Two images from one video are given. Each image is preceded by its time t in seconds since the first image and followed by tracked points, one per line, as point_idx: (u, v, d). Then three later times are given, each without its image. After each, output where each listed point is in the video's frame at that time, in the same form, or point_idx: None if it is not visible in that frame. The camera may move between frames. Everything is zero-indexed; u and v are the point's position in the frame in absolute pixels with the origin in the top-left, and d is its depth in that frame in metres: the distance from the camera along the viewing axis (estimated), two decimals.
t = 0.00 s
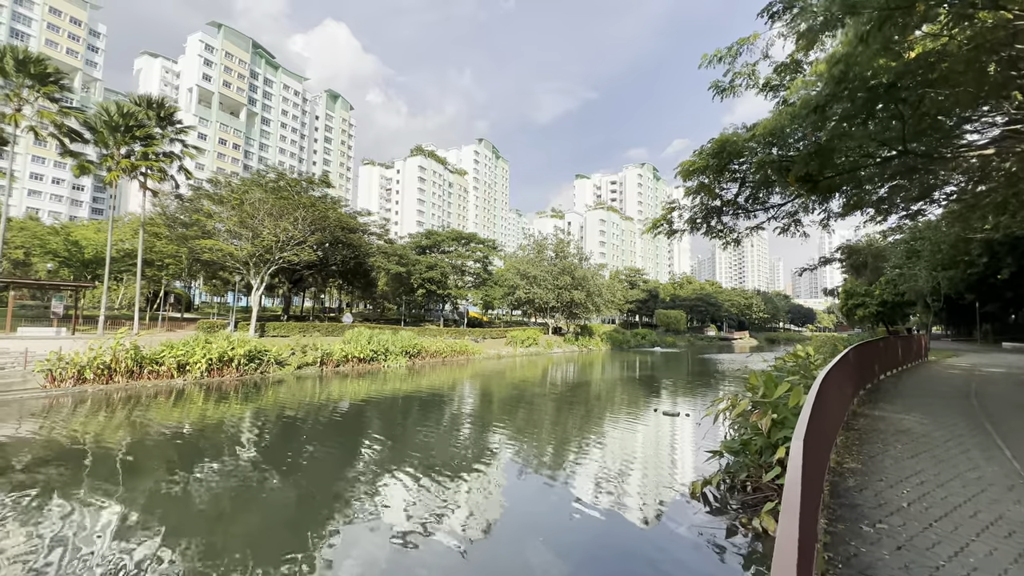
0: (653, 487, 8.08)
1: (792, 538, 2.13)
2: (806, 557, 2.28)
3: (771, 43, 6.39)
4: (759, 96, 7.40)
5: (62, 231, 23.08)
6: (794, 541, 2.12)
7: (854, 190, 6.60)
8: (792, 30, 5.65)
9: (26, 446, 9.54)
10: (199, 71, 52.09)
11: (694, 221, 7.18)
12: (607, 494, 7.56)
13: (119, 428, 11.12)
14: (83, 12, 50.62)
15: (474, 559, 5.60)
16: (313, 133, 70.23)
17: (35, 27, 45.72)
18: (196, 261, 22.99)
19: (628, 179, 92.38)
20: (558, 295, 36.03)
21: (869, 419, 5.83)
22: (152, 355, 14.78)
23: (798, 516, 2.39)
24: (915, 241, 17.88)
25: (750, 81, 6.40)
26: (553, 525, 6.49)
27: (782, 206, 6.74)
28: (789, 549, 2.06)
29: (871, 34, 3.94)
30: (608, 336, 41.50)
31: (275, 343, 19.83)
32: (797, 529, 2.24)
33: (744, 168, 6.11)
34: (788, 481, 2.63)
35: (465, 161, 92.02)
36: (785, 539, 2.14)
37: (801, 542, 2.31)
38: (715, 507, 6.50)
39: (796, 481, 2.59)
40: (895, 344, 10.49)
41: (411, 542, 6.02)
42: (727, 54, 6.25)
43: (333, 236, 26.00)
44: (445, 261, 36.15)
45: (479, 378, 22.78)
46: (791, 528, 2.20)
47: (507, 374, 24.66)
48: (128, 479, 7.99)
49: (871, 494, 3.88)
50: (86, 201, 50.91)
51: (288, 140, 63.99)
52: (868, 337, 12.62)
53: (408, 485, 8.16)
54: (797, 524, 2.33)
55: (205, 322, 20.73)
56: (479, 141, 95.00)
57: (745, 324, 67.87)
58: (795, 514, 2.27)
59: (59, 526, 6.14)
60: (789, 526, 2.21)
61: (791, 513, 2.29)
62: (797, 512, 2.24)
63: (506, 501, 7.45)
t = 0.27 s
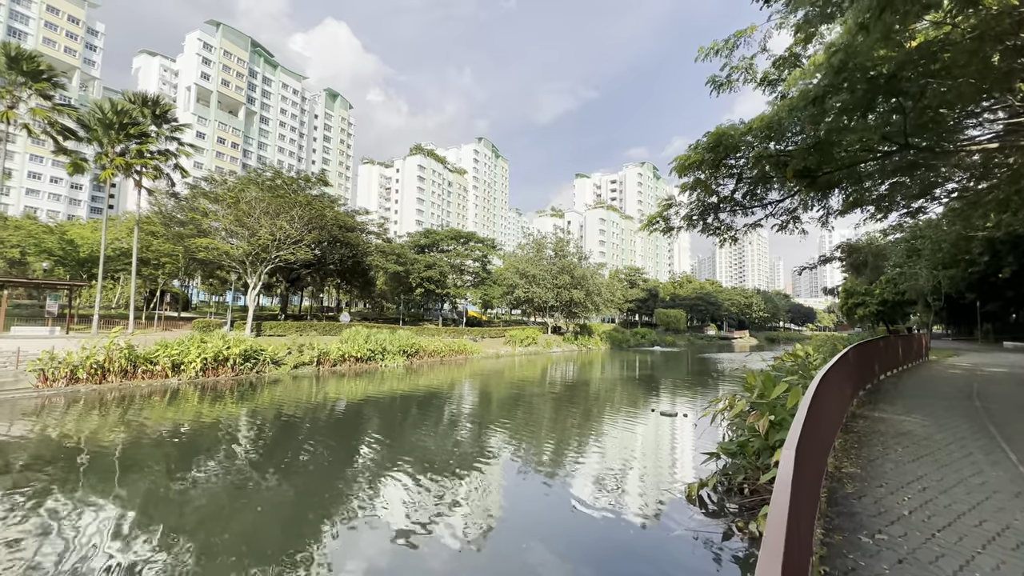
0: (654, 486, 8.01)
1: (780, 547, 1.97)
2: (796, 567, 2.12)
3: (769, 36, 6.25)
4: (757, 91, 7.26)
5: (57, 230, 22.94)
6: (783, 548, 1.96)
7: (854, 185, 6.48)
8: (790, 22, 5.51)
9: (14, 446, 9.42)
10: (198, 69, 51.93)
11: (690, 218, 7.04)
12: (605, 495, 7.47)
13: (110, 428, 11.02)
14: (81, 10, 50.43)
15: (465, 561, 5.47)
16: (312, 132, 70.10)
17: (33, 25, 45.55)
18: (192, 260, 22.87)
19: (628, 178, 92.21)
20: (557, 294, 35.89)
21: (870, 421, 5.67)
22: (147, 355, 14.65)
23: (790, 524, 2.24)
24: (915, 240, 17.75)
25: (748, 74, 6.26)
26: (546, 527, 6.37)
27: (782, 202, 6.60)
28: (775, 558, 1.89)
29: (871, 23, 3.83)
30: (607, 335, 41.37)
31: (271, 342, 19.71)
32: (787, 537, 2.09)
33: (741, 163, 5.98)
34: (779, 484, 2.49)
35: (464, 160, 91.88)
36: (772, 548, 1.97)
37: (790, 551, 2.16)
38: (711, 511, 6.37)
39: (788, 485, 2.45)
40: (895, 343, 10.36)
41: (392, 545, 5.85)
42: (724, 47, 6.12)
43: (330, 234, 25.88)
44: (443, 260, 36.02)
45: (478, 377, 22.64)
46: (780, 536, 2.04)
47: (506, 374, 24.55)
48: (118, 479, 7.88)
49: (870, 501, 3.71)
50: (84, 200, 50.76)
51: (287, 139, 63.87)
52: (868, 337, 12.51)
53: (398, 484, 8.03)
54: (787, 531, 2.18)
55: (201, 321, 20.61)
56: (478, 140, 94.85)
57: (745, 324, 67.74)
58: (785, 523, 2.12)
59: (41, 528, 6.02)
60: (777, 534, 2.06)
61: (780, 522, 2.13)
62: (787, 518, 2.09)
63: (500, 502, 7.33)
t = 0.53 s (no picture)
0: (652, 484, 7.96)
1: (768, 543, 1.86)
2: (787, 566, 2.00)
3: (765, 28, 6.13)
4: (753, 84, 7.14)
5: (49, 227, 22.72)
6: (771, 545, 1.84)
7: (852, 180, 6.35)
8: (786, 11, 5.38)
9: None
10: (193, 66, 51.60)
11: (685, 214, 6.90)
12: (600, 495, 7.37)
13: (99, 427, 10.88)
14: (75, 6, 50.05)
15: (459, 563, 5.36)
16: (309, 130, 69.81)
17: (26, 21, 45.18)
18: (186, 258, 22.69)
19: (625, 176, 92.10)
20: (554, 293, 35.78)
21: (867, 421, 5.56)
22: (138, 353, 14.50)
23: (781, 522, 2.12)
24: (912, 237, 17.68)
25: (743, 67, 6.14)
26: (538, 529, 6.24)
27: (778, 197, 6.48)
28: (764, 555, 1.77)
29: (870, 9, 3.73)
30: (604, 334, 41.30)
31: (265, 341, 19.54)
32: (777, 533, 1.98)
33: (736, 156, 5.87)
34: (771, 482, 2.37)
35: (462, 158, 91.68)
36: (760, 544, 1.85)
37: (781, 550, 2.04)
38: (706, 513, 6.25)
39: (780, 483, 2.33)
40: (893, 342, 10.28)
41: (380, 547, 5.71)
42: (720, 38, 6.00)
43: (325, 232, 25.72)
44: (440, 258, 35.90)
45: (474, 376, 22.50)
46: (767, 533, 1.92)
47: (503, 372, 24.43)
48: (109, 478, 7.74)
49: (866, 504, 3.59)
50: (79, 197, 50.45)
51: (284, 137, 63.60)
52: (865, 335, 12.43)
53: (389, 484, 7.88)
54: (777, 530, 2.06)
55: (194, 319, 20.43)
56: (476, 138, 94.63)
57: (742, 322, 67.77)
58: (775, 519, 2.00)
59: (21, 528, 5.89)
60: (766, 530, 1.94)
61: (768, 520, 2.01)
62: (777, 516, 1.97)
63: (492, 502, 7.21)
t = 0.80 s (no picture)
0: (648, 482, 7.94)
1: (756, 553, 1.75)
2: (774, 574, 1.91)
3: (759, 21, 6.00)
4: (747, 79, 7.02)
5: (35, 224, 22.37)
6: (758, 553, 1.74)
7: (846, 177, 6.26)
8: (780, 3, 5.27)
9: None
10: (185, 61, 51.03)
11: (677, 210, 6.79)
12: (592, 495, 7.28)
13: (83, 426, 10.67)
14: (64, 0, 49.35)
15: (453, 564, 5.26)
16: (303, 127, 69.31)
17: (14, 15, 44.46)
18: (176, 256, 22.42)
19: (621, 174, 92.10)
20: (549, 291, 35.66)
21: (860, 422, 5.48)
22: (124, 352, 14.27)
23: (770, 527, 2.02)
24: (905, 236, 17.68)
25: (737, 61, 6.01)
26: (526, 531, 6.11)
27: (771, 194, 6.38)
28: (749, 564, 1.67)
29: None
30: (599, 332, 41.28)
31: (256, 339, 19.33)
32: (764, 541, 1.88)
33: (729, 151, 5.77)
34: (761, 486, 2.27)
35: (457, 156, 91.41)
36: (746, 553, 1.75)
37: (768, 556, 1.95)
38: (698, 515, 6.15)
39: (770, 486, 2.24)
40: (887, 341, 10.25)
41: (366, 549, 5.57)
42: (712, 31, 5.90)
43: (317, 229, 25.52)
44: (434, 256, 35.72)
45: (468, 375, 22.35)
46: (754, 536, 1.87)
47: (498, 371, 24.32)
48: (94, 478, 7.56)
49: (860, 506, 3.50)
50: (69, 194, 49.86)
51: (277, 134, 63.14)
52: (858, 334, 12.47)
53: (377, 485, 7.74)
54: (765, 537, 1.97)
55: (184, 318, 20.19)
56: (471, 135, 94.41)
57: (737, 320, 68.00)
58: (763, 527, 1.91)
59: None
60: (752, 538, 1.85)
61: (756, 523, 1.95)
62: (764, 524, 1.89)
63: (481, 501, 7.10)
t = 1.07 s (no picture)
0: (640, 479, 7.97)
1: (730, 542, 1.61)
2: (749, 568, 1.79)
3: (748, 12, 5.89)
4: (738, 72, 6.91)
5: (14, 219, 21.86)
6: (732, 544, 1.60)
7: (835, 172, 6.17)
8: None
9: None
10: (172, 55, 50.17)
11: (664, 205, 6.66)
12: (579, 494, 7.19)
13: (59, 426, 10.39)
14: None
15: (441, 564, 5.17)
16: (293, 122, 68.55)
17: None
18: (160, 252, 22.02)
19: (614, 172, 92.19)
20: (541, 288, 35.59)
21: (848, 421, 5.40)
22: (104, 350, 13.94)
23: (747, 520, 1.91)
24: (894, 234, 17.76)
25: (726, 53, 5.91)
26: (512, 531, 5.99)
27: (760, 188, 6.28)
28: (722, 554, 1.52)
29: None
30: (591, 330, 41.28)
31: (242, 337, 19.03)
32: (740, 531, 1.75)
33: (717, 143, 5.67)
34: (740, 479, 2.16)
35: (450, 153, 91.02)
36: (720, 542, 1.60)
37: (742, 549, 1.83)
38: (685, 515, 6.05)
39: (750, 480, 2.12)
40: (876, 339, 10.25)
41: (348, 552, 5.43)
42: (701, 22, 5.78)
43: (306, 225, 25.19)
44: (425, 253, 35.49)
45: (459, 373, 22.17)
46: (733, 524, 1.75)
47: (489, 368, 24.17)
48: (69, 478, 7.33)
49: (846, 509, 3.40)
50: (52, 189, 48.92)
51: (267, 129, 62.41)
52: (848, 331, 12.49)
53: (360, 484, 7.57)
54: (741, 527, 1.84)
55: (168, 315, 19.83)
56: (464, 132, 93.99)
57: (728, 318, 68.42)
58: (738, 515, 1.79)
59: None
60: (727, 524, 1.72)
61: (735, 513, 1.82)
62: (740, 508, 1.75)
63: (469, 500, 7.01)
